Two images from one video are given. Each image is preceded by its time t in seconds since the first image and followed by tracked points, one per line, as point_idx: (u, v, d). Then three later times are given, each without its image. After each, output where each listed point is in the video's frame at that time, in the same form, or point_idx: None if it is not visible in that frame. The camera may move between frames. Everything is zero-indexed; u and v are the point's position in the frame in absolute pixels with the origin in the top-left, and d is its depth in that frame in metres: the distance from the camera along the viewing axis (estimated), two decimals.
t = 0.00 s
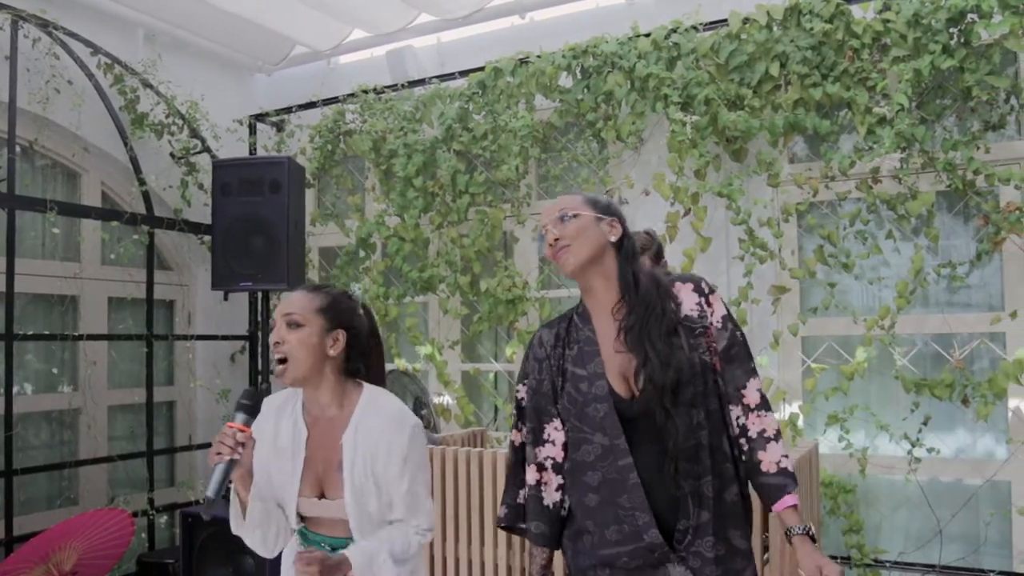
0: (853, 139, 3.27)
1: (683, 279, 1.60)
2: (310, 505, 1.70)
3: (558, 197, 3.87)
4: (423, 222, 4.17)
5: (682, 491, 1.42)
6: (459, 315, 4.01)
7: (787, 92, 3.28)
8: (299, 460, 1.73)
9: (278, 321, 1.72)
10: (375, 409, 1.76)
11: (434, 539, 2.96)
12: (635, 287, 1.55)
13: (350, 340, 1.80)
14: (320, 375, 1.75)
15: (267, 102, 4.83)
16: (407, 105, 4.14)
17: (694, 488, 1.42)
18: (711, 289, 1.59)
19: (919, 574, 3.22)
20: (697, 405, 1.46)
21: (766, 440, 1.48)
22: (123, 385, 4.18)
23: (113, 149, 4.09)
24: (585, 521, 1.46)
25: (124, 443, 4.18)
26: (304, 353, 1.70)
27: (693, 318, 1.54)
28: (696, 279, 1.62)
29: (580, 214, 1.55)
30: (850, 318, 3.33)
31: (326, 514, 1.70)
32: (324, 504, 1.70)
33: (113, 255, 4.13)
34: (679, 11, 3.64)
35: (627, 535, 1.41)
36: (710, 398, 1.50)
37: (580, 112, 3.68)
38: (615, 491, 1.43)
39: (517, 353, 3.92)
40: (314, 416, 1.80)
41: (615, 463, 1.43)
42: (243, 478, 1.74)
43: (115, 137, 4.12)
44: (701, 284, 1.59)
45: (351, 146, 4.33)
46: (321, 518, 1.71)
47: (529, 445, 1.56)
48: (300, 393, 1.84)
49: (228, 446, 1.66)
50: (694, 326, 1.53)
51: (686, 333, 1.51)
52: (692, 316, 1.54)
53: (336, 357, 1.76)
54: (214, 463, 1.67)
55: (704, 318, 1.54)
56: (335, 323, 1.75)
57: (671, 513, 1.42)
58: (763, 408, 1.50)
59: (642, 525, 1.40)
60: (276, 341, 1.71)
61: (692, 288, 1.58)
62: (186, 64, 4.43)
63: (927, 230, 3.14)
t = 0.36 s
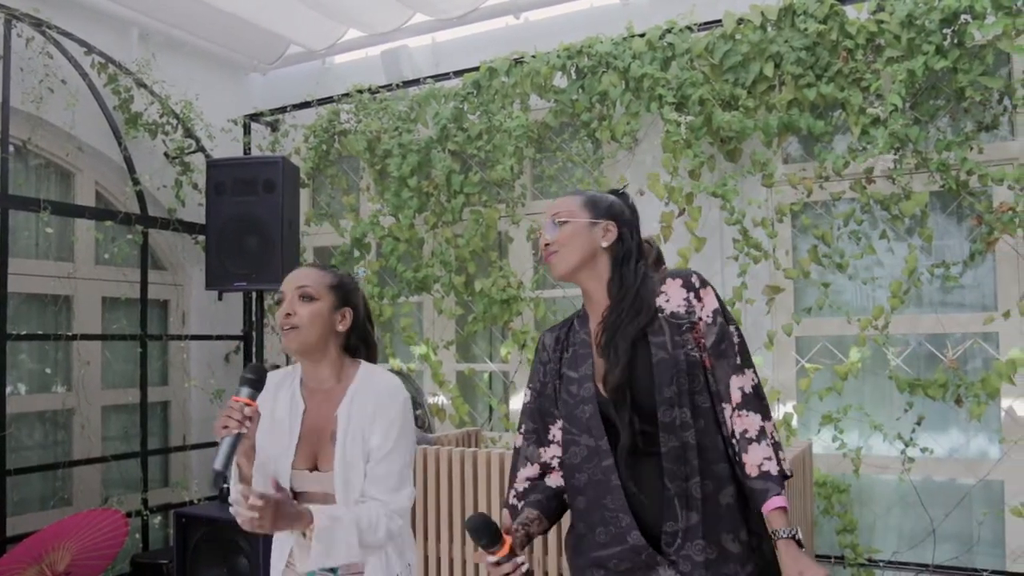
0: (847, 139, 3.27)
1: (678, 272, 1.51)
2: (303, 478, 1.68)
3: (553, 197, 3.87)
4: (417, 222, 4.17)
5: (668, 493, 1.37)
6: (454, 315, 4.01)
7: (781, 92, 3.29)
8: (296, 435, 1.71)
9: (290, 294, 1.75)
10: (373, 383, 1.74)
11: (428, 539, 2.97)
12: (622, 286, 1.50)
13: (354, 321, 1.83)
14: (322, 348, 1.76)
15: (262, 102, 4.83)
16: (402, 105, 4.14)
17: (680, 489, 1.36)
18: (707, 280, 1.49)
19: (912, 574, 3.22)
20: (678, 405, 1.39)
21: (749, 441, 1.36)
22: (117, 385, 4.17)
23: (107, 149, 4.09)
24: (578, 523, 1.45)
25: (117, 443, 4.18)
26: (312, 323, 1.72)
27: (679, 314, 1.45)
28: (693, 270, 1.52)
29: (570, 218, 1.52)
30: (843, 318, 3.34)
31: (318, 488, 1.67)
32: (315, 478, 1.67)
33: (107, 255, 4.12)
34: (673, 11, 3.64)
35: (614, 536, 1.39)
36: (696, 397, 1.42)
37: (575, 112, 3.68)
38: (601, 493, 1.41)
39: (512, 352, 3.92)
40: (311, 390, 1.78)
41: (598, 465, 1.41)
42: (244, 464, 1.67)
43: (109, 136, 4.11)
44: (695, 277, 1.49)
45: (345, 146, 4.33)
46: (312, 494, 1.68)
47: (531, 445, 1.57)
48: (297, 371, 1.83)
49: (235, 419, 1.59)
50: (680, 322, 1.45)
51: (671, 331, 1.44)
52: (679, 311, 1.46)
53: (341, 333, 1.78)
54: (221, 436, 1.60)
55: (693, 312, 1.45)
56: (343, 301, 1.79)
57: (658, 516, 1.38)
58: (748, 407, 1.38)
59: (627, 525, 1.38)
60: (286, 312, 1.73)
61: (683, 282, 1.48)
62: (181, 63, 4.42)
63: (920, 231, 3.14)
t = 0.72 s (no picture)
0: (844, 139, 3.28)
1: (734, 273, 1.53)
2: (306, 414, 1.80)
3: (551, 197, 3.87)
4: (415, 223, 4.17)
5: (677, 504, 1.43)
6: (452, 314, 4.01)
7: (778, 93, 3.29)
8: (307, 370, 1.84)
9: (312, 257, 1.84)
10: (378, 338, 1.85)
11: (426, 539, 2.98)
12: (673, 284, 1.56)
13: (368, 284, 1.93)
14: (338, 308, 1.85)
15: (260, 102, 4.83)
16: (400, 105, 4.14)
17: (688, 503, 1.42)
18: (760, 288, 1.49)
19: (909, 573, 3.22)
20: (701, 416, 1.43)
21: (786, 468, 1.38)
22: (114, 385, 4.17)
23: (104, 148, 4.08)
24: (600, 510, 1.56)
25: (115, 442, 4.18)
26: (334, 283, 1.83)
27: (721, 321, 1.48)
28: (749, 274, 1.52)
29: (629, 208, 1.60)
30: (840, 318, 3.34)
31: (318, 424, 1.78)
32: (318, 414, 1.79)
33: (105, 255, 4.12)
34: (671, 12, 3.64)
35: (625, 531, 1.48)
36: (725, 410, 1.45)
37: (573, 112, 3.69)
38: (618, 490, 1.50)
39: (510, 352, 3.92)
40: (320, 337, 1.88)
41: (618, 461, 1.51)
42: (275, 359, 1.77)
43: (107, 136, 4.10)
44: (747, 281, 1.50)
45: (343, 146, 4.33)
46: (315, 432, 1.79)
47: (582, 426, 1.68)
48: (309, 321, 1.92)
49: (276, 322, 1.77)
50: (720, 330, 1.48)
51: (709, 338, 1.48)
52: (721, 318, 1.48)
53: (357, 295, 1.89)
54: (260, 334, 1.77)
55: (735, 321, 1.47)
56: (361, 264, 1.89)
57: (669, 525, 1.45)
58: (784, 430, 1.39)
59: (633, 525, 1.48)
60: (309, 273, 1.82)
61: (733, 286, 1.50)
62: (178, 62, 4.42)
63: (917, 231, 3.15)
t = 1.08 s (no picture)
0: (843, 138, 3.28)
1: (784, 266, 1.42)
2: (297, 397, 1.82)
3: (549, 196, 3.86)
4: (414, 221, 4.16)
5: (706, 506, 1.38)
6: (450, 313, 4.01)
7: (777, 91, 3.29)
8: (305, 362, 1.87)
9: (318, 247, 1.88)
10: (372, 326, 1.85)
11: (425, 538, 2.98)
12: (723, 275, 1.47)
13: (371, 282, 1.98)
14: (338, 300, 1.89)
15: (258, 100, 4.82)
16: (398, 103, 4.13)
17: (717, 506, 1.37)
18: (810, 284, 1.38)
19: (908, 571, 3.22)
20: (735, 418, 1.37)
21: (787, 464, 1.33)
22: (112, 384, 4.16)
23: (102, 147, 4.07)
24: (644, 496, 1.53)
25: (112, 441, 4.17)
26: (338, 275, 1.87)
27: (765, 320, 1.39)
28: (801, 268, 1.41)
29: (688, 191, 1.49)
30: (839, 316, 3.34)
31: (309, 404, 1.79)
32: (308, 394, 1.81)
33: (102, 253, 4.11)
34: (669, 10, 3.63)
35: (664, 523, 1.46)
36: (761, 413, 1.37)
37: (571, 111, 3.69)
38: (659, 484, 1.47)
39: (508, 351, 3.92)
40: (320, 331, 1.92)
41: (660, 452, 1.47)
42: (264, 365, 1.82)
43: (104, 134, 4.09)
44: (795, 276, 1.40)
45: (341, 144, 4.32)
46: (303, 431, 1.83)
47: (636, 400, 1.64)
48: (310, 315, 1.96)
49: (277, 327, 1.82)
50: (761, 328, 1.39)
51: (750, 337, 1.39)
52: (762, 316, 1.39)
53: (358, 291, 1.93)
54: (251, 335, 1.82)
55: (780, 318, 1.38)
56: (364, 262, 1.93)
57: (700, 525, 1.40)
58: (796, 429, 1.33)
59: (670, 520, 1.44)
60: (315, 262, 1.86)
61: (778, 281, 1.41)
62: (176, 60, 4.41)
63: (915, 230, 3.15)
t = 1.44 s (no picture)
0: (840, 132, 3.25)
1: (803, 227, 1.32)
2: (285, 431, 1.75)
3: (545, 191, 3.83)
4: (409, 217, 4.14)
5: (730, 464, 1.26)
6: (445, 310, 3.98)
7: (774, 85, 3.26)
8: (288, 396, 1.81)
9: (290, 269, 1.81)
10: (354, 357, 1.79)
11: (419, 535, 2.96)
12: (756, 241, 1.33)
13: (350, 301, 1.90)
14: (314, 325, 1.83)
15: (251, 96, 4.78)
16: (393, 98, 4.11)
17: (742, 463, 1.25)
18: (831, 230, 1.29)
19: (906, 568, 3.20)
20: (762, 372, 1.26)
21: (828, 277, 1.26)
22: (105, 382, 4.13)
23: (94, 141, 4.04)
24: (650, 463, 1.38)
25: (105, 439, 4.14)
26: (310, 299, 1.80)
27: (787, 273, 1.29)
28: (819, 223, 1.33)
29: (754, 151, 1.27)
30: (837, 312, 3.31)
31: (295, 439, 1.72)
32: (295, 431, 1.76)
33: (94, 250, 4.07)
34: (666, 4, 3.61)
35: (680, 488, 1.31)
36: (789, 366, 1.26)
37: (567, 105, 3.66)
38: (673, 449, 1.32)
39: (504, 348, 3.89)
40: (302, 359, 1.86)
41: (677, 415, 1.33)
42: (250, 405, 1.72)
43: (95, 129, 4.06)
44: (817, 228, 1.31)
45: (336, 140, 4.30)
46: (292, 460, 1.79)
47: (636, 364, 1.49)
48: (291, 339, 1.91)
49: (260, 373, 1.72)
50: (783, 283, 1.29)
51: (772, 292, 1.29)
52: (785, 269, 1.30)
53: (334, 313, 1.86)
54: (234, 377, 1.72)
55: (804, 267, 1.28)
56: (340, 283, 1.85)
57: (721, 486, 1.27)
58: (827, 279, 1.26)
59: (688, 483, 1.29)
60: (285, 285, 1.79)
61: (800, 237, 1.30)
62: (169, 55, 4.38)
63: (913, 225, 3.12)
